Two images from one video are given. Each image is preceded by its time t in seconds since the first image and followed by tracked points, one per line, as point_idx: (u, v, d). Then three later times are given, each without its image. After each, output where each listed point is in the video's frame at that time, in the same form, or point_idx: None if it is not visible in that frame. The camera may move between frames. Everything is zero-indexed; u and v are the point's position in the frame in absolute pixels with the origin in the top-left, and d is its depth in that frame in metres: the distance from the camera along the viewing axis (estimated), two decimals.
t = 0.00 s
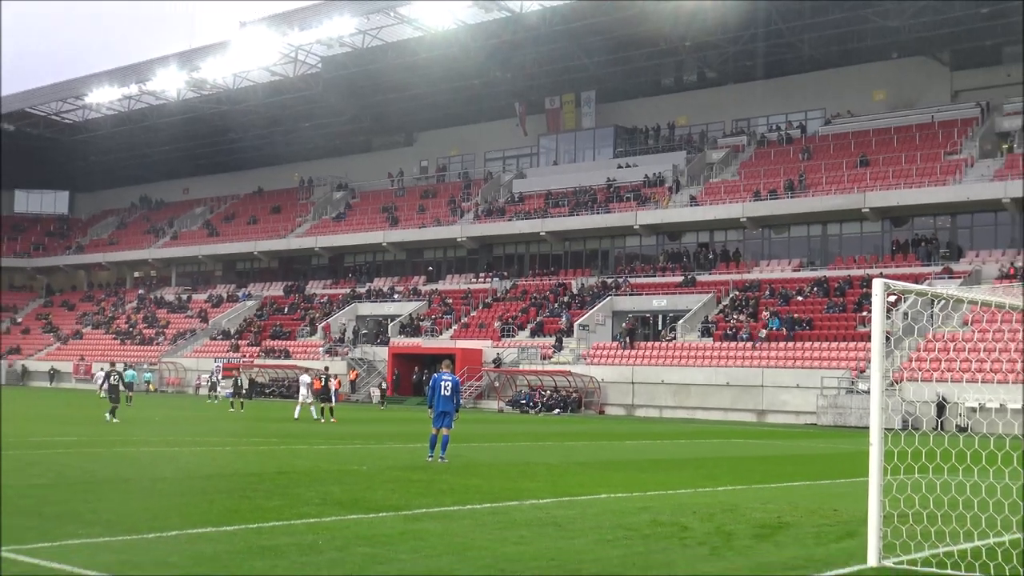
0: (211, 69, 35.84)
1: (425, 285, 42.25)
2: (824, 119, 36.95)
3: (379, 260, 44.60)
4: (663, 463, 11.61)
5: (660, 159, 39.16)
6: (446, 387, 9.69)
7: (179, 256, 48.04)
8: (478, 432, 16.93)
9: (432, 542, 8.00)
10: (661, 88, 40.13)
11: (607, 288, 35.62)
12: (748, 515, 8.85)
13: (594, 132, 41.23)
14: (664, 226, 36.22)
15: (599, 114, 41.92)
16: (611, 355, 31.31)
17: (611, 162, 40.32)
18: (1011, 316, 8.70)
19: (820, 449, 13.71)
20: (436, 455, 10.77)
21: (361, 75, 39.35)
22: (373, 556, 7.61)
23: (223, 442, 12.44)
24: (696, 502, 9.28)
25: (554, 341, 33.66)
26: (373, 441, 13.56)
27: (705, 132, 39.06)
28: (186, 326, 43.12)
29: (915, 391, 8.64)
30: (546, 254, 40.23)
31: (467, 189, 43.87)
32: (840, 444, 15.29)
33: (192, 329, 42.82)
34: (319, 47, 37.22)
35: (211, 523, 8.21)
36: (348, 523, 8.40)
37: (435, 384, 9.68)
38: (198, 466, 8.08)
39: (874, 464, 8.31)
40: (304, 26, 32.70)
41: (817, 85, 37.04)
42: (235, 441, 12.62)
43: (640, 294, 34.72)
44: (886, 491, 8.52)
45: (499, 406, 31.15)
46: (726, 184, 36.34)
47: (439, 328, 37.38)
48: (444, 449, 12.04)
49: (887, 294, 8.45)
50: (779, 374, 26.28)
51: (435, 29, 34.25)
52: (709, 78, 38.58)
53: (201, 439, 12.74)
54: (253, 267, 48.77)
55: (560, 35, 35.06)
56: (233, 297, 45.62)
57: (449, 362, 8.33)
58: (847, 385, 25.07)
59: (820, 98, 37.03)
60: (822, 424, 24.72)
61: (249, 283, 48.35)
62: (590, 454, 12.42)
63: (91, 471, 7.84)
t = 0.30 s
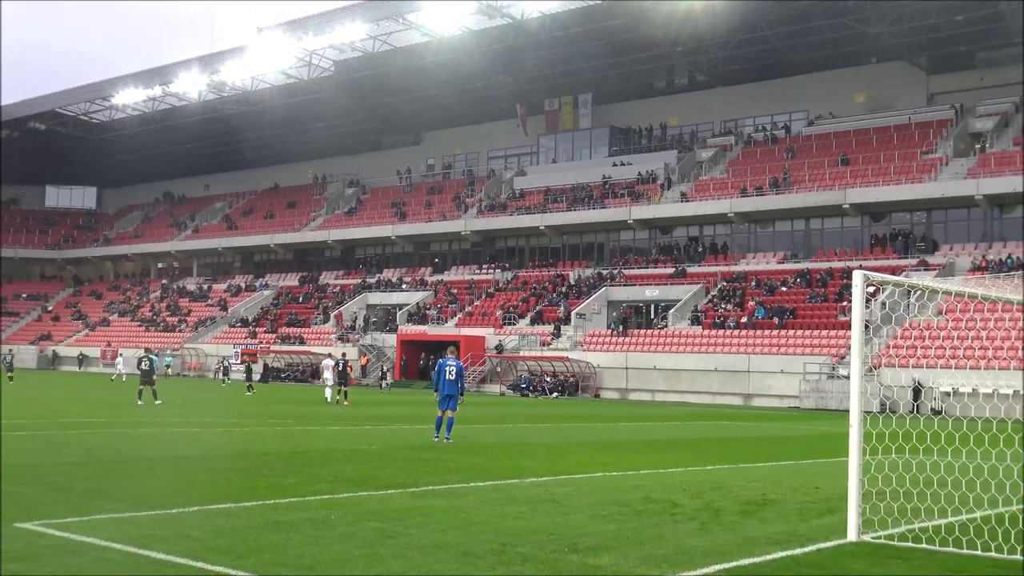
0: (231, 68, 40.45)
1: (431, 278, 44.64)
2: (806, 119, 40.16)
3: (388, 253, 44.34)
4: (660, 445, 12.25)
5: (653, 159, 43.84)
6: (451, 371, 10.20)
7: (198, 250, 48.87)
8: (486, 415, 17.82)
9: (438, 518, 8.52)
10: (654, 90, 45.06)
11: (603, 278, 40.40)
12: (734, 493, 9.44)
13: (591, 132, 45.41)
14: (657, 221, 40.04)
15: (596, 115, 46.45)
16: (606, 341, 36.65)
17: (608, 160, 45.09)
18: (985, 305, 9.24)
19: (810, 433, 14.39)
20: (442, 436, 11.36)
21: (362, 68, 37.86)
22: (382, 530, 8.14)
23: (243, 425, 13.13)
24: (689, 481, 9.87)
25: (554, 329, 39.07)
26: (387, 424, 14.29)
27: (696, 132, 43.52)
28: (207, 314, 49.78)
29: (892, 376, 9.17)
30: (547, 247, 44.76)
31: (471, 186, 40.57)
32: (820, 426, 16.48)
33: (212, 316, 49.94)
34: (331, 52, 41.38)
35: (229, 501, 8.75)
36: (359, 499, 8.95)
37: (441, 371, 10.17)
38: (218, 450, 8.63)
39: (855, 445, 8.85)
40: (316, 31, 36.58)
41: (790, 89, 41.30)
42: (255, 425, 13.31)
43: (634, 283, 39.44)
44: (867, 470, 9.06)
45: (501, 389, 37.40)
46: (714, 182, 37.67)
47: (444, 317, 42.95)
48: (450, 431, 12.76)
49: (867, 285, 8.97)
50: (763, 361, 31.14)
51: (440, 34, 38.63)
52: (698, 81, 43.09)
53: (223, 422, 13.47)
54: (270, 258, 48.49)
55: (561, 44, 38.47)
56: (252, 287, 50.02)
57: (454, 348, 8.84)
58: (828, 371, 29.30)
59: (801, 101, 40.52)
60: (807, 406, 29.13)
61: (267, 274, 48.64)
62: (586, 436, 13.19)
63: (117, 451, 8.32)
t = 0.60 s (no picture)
0: (248, 71, 42.62)
1: (438, 270, 46.98)
2: (796, 120, 41.59)
3: (398, 247, 49.77)
4: (659, 430, 12.72)
5: (650, 156, 43.78)
6: (457, 359, 10.61)
7: (219, 244, 54.62)
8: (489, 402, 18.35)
9: (445, 499, 8.98)
10: (650, 90, 45.54)
11: (602, 271, 40.09)
12: (727, 475, 9.90)
13: (589, 131, 46.61)
14: (654, 216, 40.42)
15: (593, 116, 47.76)
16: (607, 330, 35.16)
17: (605, 159, 45.19)
18: (966, 294, 9.71)
19: (802, 418, 14.90)
20: (447, 421, 11.82)
21: (381, 82, 44.39)
22: (394, 510, 8.60)
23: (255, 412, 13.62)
24: (684, 464, 10.34)
25: (555, 320, 37.49)
26: (395, 410, 14.80)
27: (690, 131, 44.05)
28: (226, 306, 48.38)
29: (878, 362, 9.61)
30: (546, 242, 45.00)
31: (477, 184, 49.54)
32: (807, 411, 17.10)
33: (230, 308, 47.89)
34: (342, 56, 42.29)
35: (246, 483, 9.19)
36: (371, 482, 9.39)
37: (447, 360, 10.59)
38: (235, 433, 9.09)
39: (842, 428, 9.30)
40: (329, 37, 38.72)
41: (786, 90, 41.95)
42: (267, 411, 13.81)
43: (630, 276, 39.23)
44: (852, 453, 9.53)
45: (505, 377, 34.54)
46: (708, 178, 39.90)
47: (452, 308, 41.85)
48: (454, 416, 13.25)
49: (853, 276, 9.40)
50: (755, 349, 29.49)
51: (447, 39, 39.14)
52: (692, 82, 44.04)
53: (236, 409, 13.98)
54: (285, 253, 54.74)
55: (562, 46, 40.28)
56: (267, 281, 51.05)
57: (460, 338, 9.29)
58: (816, 359, 28.10)
59: (790, 101, 41.78)
60: (796, 393, 27.23)
61: (282, 267, 54.27)
62: (583, 420, 13.71)
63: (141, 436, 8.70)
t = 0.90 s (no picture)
0: (269, 76, 44.60)
1: (449, 264, 49.38)
2: (788, 121, 42.76)
3: (411, 242, 52.42)
4: (659, 415, 13.32)
5: (649, 155, 45.39)
6: (467, 348, 11.16)
7: (241, 239, 57.59)
8: (497, 388, 19.17)
9: (457, 479, 9.53)
10: (649, 94, 47.16)
11: (604, 265, 41.48)
12: (723, 458, 10.45)
13: (592, 133, 47.98)
14: (654, 212, 41.92)
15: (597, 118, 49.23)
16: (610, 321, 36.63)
17: (606, 159, 46.68)
18: (951, 286, 10.20)
19: (798, 404, 15.51)
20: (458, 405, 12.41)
21: (392, 85, 46.31)
22: (407, 490, 9.14)
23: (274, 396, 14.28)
24: (682, 447, 10.90)
25: (560, 311, 38.93)
26: (408, 396, 15.48)
27: (687, 133, 45.59)
28: (249, 297, 51.57)
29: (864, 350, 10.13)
30: (551, 237, 46.76)
31: (485, 183, 51.69)
32: (802, 398, 17.80)
33: (253, 301, 50.81)
34: (357, 62, 44.48)
35: (267, 464, 9.74)
36: (386, 463, 9.93)
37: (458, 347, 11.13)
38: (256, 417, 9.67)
39: (830, 414, 9.82)
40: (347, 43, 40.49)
41: (778, 92, 43.07)
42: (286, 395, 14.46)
43: (632, 269, 40.38)
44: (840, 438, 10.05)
45: (512, 365, 36.19)
46: (703, 177, 41.76)
47: (461, 300, 43.91)
48: (464, 402, 13.86)
49: (842, 270, 9.92)
50: (748, 339, 31.21)
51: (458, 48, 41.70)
52: (690, 85, 45.49)
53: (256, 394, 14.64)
54: (305, 248, 57.06)
55: (562, 50, 42.20)
56: (287, 274, 54.03)
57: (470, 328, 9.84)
58: (806, 348, 29.94)
59: (784, 103, 42.85)
60: (786, 380, 29.56)
61: (302, 261, 56.44)
62: (587, 405, 14.37)
63: (171, 419, 9.25)
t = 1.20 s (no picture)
0: (288, 78, 46.34)
1: (459, 259, 50.57)
2: (786, 121, 44.37)
3: (422, 238, 53.44)
4: (661, 405, 13.77)
5: (652, 155, 46.75)
6: (476, 340, 11.56)
7: (262, 235, 59.63)
8: (506, 379, 19.86)
9: (465, 466, 9.90)
10: (652, 96, 48.77)
11: (608, 260, 42.70)
12: (722, 446, 10.83)
13: (597, 133, 49.46)
14: (657, 209, 43.18)
15: (601, 120, 51.06)
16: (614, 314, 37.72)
17: (610, 159, 48.10)
18: (944, 282, 10.54)
19: (796, 395, 16.00)
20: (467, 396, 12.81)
21: (404, 87, 48.14)
22: (418, 476, 9.51)
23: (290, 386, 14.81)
24: (683, 437, 11.28)
25: (565, 304, 40.39)
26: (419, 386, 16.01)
27: (689, 133, 47.27)
28: (266, 291, 53.58)
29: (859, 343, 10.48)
30: (557, 233, 48.28)
31: (493, 181, 53.40)
32: (800, 389, 18.38)
33: (271, 293, 52.93)
34: (372, 64, 45.80)
35: (284, 450, 10.12)
36: (398, 451, 10.31)
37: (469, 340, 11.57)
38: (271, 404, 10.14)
39: (826, 405, 10.17)
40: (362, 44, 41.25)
41: (777, 93, 44.90)
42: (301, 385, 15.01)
43: (635, 265, 41.64)
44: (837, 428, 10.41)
45: (519, 355, 37.46)
46: (705, 175, 43.18)
47: (471, 293, 44.99)
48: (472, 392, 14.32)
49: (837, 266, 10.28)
50: (748, 331, 32.02)
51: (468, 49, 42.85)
52: (691, 87, 46.89)
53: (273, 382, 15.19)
54: (320, 243, 59.28)
55: (569, 54, 43.62)
56: (303, 269, 55.21)
57: (479, 321, 10.22)
58: (803, 340, 30.62)
59: (782, 105, 44.73)
60: (783, 371, 29.69)
61: (318, 254, 58.66)
62: (591, 395, 14.86)
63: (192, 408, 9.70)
